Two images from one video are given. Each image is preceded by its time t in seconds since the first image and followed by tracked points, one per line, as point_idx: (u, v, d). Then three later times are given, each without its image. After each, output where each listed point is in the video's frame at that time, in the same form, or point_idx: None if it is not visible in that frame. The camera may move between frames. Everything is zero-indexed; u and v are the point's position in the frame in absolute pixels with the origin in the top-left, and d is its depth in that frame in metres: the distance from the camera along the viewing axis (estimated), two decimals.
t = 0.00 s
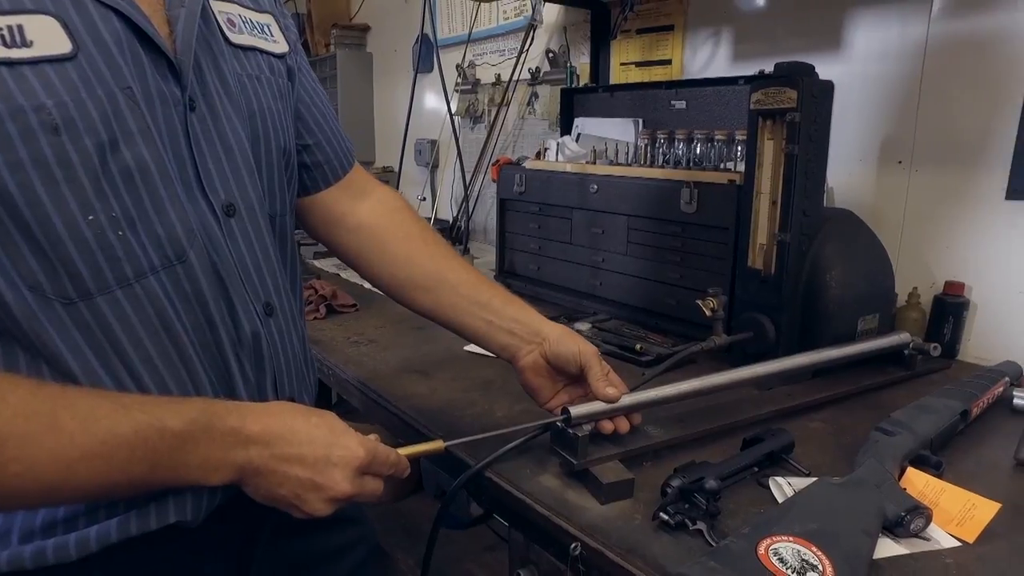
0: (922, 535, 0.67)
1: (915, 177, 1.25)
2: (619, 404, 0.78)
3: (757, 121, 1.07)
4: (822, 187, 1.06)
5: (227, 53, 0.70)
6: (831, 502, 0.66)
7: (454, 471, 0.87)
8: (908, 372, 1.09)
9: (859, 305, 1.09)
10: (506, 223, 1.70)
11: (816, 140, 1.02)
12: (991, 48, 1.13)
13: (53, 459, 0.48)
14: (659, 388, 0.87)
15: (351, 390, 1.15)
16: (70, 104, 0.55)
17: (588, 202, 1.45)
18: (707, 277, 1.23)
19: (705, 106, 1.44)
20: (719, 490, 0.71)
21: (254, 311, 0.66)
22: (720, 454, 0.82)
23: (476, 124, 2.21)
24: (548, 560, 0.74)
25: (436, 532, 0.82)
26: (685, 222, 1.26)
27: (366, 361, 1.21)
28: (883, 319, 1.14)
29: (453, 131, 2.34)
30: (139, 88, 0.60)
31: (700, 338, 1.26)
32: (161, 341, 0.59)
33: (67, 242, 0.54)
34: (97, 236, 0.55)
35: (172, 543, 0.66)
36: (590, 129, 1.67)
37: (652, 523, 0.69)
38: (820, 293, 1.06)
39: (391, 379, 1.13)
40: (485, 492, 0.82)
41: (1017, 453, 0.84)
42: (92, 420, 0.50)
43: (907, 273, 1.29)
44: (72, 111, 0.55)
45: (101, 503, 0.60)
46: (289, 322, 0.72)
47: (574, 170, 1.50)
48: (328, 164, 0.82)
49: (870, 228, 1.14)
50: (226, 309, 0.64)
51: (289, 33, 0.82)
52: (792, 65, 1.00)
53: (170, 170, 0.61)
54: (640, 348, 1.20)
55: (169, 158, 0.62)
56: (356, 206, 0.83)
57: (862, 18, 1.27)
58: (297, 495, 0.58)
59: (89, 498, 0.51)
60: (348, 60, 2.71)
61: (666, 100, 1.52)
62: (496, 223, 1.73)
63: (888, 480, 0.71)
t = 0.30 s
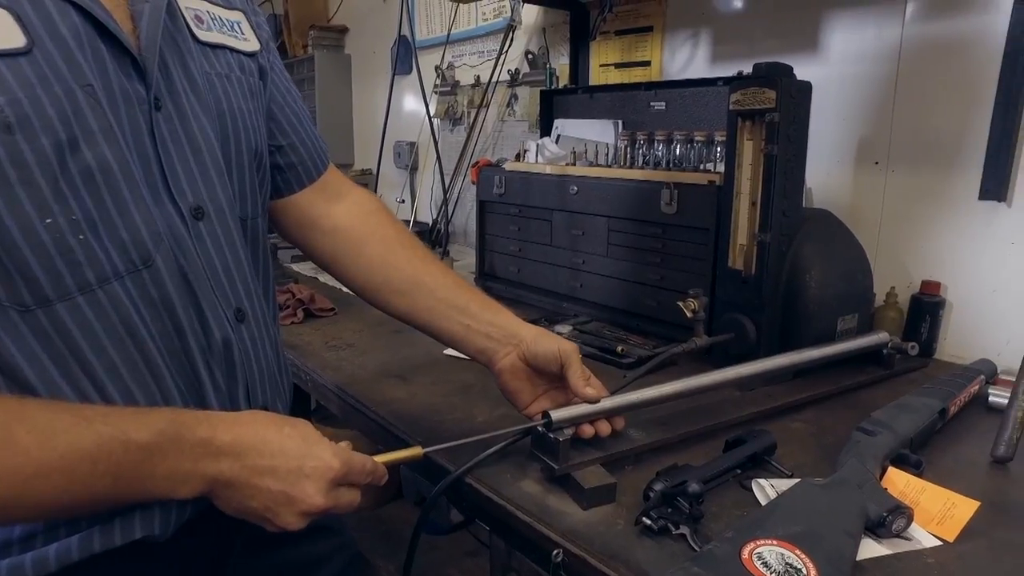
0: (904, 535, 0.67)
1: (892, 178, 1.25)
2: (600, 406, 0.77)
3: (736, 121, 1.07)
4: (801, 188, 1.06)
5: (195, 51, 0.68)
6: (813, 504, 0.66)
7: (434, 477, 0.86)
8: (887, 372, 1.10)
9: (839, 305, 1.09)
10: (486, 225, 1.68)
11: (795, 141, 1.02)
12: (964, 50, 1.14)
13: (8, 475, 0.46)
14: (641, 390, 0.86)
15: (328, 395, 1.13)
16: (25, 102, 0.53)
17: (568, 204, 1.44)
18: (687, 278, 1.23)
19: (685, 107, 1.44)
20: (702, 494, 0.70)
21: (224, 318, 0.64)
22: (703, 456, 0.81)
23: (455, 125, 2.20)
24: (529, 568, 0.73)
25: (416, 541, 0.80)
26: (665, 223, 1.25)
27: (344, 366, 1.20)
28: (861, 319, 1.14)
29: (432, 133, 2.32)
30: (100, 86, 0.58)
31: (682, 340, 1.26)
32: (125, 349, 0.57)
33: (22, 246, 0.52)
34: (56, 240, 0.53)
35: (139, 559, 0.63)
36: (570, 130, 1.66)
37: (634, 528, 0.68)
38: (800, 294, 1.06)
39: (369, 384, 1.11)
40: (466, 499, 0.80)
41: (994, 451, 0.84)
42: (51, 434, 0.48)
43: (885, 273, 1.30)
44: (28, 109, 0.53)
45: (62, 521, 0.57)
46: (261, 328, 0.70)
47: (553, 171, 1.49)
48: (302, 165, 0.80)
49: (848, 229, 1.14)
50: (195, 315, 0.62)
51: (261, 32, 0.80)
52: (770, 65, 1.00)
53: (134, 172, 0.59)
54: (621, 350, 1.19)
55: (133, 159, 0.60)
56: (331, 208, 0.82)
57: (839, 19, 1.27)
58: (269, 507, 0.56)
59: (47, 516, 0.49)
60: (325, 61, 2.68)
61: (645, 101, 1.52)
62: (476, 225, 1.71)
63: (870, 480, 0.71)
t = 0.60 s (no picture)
0: (893, 548, 0.65)
1: (873, 182, 1.25)
2: (582, 418, 0.75)
3: (717, 125, 1.05)
4: (783, 192, 1.05)
5: (152, 53, 0.65)
6: (799, 517, 0.64)
7: (412, 493, 0.83)
8: (871, 377, 1.09)
9: (822, 310, 1.08)
10: (465, 230, 1.66)
11: (777, 145, 1.01)
12: (942, 54, 1.14)
13: None
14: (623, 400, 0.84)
15: (303, 407, 1.10)
16: None
17: (548, 208, 1.42)
18: (670, 283, 1.22)
19: (666, 110, 1.43)
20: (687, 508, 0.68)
21: (184, 334, 0.61)
22: (686, 468, 0.80)
23: (435, 129, 2.17)
24: None
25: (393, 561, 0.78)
26: (646, 227, 1.24)
27: (320, 376, 1.16)
28: (844, 324, 1.13)
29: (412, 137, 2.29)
30: (46, 90, 0.54)
31: (664, 346, 1.24)
32: (74, 369, 0.53)
33: None
34: None
35: None
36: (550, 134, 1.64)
37: (618, 545, 0.66)
38: (783, 299, 1.05)
39: (346, 395, 1.08)
40: (445, 516, 0.78)
41: (979, 457, 0.83)
42: None
43: (866, 277, 1.29)
44: None
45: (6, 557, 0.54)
46: (225, 343, 0.67)
47: (533, 176, 1.47)
48: (270, 171, 0.77)
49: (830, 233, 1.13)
50: (152, 331, 0.59)
51: (226, 33, 0.77)
52: (752, 69, 0.99)
53: (84, 181, 0.55)
54: (603, 357, 1.17)
55: (83, 166, 0.56)
56: (302, 215, 0.79)
57: (818, 23, 1.27)
58: (233, 535, 0.53)
59: None
60: (303, 64, 2.65)
61: (626, 105, 1.50)
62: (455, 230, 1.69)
63: (857, 491, 0.69)
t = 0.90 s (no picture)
0: (887, 559, 0.64)
1: (860, 182, 1.24)
2: (566, 426, 0.73)
3: (703, 125, 1.04)
4: (770, 192, 1.03)
5: (107, 48, 0.62)
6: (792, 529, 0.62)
7: (392, 506, 0.80)
8: (859, 380, 1.07)
9: (810, 312, 1.07)
10: (449, 232, 1.63)
11: (763, 145, 1.00)
12: (927, 53, 1.13)
13: None
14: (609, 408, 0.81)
15: (280, 415, 1.07)
16: None
17: (533, 210, 1.40)
18: (656, 286, 1.19)
19: (651, 110, 1.41)
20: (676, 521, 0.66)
21: (141, 345, 0.58)
22: (674, 478, 0.77)
23: (419, 130, 2.14)
24: None
25: None
26: (632, 229, 1.22)
27: (299, 384, 1.13)
28: (833, 326, 1.12)
29: (396, 138, 2.26)
30: None
31: (651, 350, 1.22)
32: (15, 384, 0.50)
33: None
34: None
35: None
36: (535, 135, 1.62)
37: (604, 559, 0.63)
38: (771, 301, 1.03)
39: (325, 403, 1.05)
40: (426, 529, 0.75)
41: (971, 461, 0.81)
42: None
43: (853, 278, 1.28)
44: None
45: None
46: (187, 354, 0.64)
47: (517, 177, 1.44)
48: (240, 172, 0.73)
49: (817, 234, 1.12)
50: (106, 342, 0.56)
51: (193, 27, 0.74)
52: (738, 67, 0.98)
53: (28, 183, 0.52)
54: (589, 362, 1.15)
55: (29, 167, 0.53)
56: (275, 219, 0.76)
57: (804, 22, 1.26)
58: (195, 559, 0.50)
59: None
60: (285, 65, 2.61)
61: (611, 104, 1.48)
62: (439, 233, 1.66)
63: (849, 500, 0.67)
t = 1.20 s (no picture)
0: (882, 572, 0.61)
1: (851, 183, 1.22)
2: (552, 436, 0.70)
3: (692, 124, 1.01)
4: (761, 194, 1.01)
5: (56, 38, 0.58)
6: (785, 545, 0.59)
7: (372, 520, 0.77)
8: (851, 385, 1.05)
9: (802, 315, 1.05)
10: (434, 234, 1.60)
11: (753, 145, 0.98)
12: (918, 52, 1.12)
13: None
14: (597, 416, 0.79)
15: (258, 424, 1.03)
16: None
17: (520, 212, 1.37)
18: (644, 289, 1.17)
19: (639, 110, 1.38)
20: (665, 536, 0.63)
21: (90, 358, 0.55)
22: (664, 490, 0.75)
23: (405, 130, 2.11)
24: None
25: None
26: (620, 231, 1.19)
27: (278, 391, 1.10)
28: (824, 329, 1.10)
29: (381, 139, 2.23)
30: None
31: (640, 354, 1.20)
32: None
33: None
34: None
35: None
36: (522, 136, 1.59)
37: None
38: (762, 305, 1.01)
39: (304, 411, 1.01)
40: (405, 545, 0.72)
41: (966, 468, 0.79)
42: None
43: (844, 280, 1.26)
44: None
45: None
46: (145, 368, 0.61)
47: (503, 178, 1.42)
48: (210, 173, 0.70)
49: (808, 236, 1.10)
50: (50, 356, 0.53)
51: (157, 20, 0.70)
52: (728, 65, 0.95)
53: None
54: (577, 367, 1.12)
55: None
56: (248, 222, 0.73)
57: (793, 21, 1.24)
58: None
59: None
60: (269, 65, 2.57)
61: (598, 105, 1.46)
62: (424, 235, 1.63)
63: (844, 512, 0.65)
